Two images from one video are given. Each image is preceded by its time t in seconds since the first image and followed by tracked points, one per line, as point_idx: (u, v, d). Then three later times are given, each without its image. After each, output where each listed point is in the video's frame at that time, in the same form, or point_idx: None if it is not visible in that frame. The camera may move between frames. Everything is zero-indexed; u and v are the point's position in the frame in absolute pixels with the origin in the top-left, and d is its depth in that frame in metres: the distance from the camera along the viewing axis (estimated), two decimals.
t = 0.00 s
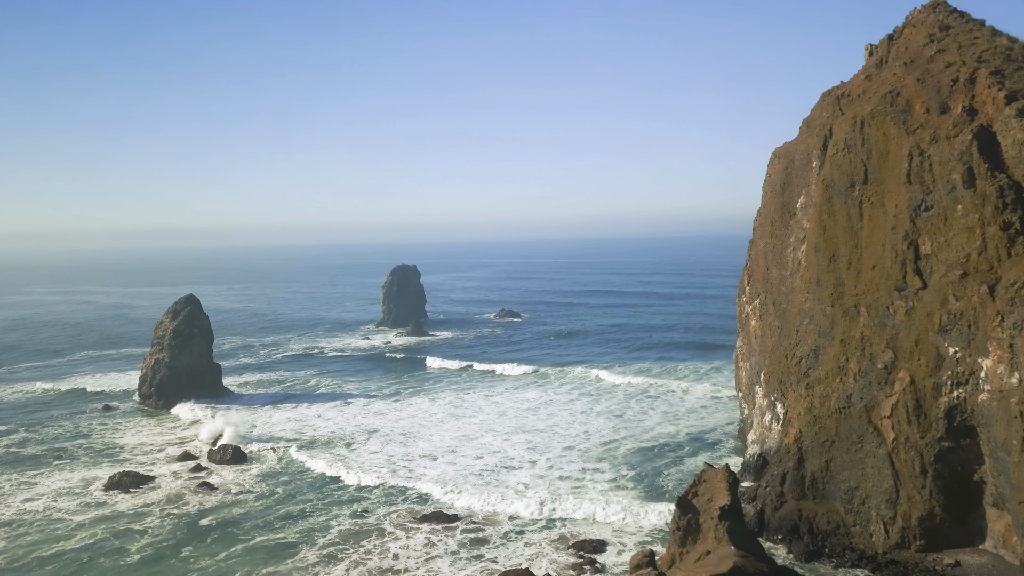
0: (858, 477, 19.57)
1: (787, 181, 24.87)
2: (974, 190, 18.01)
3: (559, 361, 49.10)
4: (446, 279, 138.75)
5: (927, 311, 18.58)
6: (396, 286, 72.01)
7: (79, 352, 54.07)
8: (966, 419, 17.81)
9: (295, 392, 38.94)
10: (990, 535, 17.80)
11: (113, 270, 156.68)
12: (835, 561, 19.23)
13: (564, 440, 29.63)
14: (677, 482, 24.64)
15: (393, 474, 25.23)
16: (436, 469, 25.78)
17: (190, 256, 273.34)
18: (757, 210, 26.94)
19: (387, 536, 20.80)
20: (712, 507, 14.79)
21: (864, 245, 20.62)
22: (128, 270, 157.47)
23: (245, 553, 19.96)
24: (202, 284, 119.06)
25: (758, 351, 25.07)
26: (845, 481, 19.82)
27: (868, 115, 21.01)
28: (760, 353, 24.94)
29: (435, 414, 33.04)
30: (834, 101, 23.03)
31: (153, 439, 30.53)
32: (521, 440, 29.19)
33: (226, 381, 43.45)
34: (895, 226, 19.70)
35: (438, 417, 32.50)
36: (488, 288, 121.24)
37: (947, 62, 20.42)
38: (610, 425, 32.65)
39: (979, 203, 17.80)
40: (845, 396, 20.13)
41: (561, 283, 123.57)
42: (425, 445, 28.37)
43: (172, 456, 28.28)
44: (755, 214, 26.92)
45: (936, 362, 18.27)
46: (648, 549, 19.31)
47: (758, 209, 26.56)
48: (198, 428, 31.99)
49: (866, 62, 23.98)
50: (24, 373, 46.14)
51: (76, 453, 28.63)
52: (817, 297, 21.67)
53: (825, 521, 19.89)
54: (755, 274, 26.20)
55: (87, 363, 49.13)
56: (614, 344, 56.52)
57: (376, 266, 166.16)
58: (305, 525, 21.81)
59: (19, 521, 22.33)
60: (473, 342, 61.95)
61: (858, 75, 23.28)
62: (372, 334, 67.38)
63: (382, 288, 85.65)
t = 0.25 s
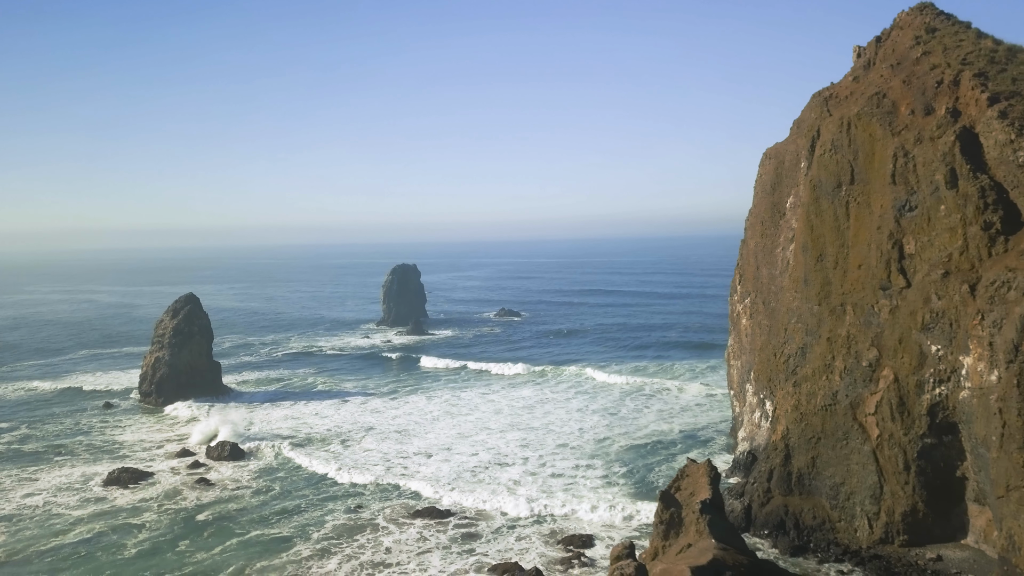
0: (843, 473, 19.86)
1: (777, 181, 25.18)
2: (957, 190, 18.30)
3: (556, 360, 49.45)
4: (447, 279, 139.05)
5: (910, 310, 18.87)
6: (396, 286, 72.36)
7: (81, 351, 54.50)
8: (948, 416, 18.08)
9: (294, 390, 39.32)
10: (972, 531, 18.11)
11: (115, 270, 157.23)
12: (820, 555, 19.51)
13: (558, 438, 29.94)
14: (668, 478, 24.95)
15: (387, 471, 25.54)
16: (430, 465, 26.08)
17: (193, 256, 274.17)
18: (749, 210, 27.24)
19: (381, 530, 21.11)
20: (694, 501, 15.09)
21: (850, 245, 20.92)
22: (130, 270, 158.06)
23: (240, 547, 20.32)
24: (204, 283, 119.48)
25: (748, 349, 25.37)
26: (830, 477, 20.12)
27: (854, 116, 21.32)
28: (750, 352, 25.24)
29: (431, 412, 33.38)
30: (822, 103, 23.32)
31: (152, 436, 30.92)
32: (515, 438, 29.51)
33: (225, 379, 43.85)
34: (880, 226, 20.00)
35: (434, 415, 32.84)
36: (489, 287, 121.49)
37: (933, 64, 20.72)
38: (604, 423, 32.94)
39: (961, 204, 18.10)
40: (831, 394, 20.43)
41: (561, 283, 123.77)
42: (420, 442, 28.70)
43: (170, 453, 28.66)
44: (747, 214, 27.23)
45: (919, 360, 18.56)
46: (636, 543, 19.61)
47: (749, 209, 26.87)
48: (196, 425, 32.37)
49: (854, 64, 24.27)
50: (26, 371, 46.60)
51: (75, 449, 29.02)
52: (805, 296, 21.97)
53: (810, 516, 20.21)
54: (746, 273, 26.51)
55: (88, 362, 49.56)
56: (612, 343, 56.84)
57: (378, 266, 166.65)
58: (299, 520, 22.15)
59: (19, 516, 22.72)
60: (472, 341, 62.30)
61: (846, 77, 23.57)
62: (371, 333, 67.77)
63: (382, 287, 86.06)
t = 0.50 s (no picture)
0: (828, 469, 20.16)
1: (767, 181, 25.48)
2: (939, 190, 18.58)
3: (553, 359, 49.82)
4: (448, 278, 139.85)
5: (894, 308, 19.17)
6: (396, 285, 72.75)
7: (83, 350, 54.96)
8: (930, 413, 18.35)
9: (292, 388, 39.71)
10: (953, 526, 18.23)
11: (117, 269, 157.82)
12: (805, 550, 19.82)
13: (552, 435, 30.27)
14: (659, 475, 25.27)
15: (382, 467, 25.89)
16: (424, 462, 26.43)
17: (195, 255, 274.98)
18: (740, 210, 27.55)
19: (374, 525, 21.45)
20: (676, 495, 15.44)
21: (837, 245, 21.22)
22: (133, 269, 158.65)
23: (236, 541, 20.69)
24: (206, 283, 119.96)
25: (738, 348, 25.68)
26: (816, 473, 20.42)
27: (841, 117, 21.63)
28: (740, 350, 25.54)
29: (427, 410, 33.73)
30: (810, 104, 23.63)
31: (151, 433, 31.32)
32: (510, 435, 29.85)
33: (225, 378, 44.27)
34: (865, 226, 20.30)
35: (430, 413, 33.19)
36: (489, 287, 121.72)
37: (918, 66, 21.01)
38: (598, 421, 33.26)
39: (943, 204, 18.39)
40: (818, 391, 20.74)
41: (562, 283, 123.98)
42: (415, 439, 29.05)
43: (169, 449, 29.04)
44: (738, 214, 27.54)
45: (902, 358, 18.85)
46: (624, 538, 19.93)
47: (740, 209, 27.18)
48: (195, 422, 32.77)
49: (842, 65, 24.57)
50: (28, 369, 47.07)
51: (76, 446, 29.43)
52: (793, 295, 22.28)
53: (797, 511, 20.53)
54: (737, 272, 26.81)
55: (89, 360, 50.02)
56: (610, 342, 57.18)
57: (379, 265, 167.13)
58: (295, 514, 22.51)
59: (19, 510, 23.12)
60: (471, 340, 62.68)
61: (835, 79, 23.87)
62: (371, 332, 68.14)
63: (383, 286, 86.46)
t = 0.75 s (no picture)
0: (814, 465, 20.47)
1: (756, 182, 25.80)
2: (922, 191, 18.90)
3: (550, 358, 50.16)
4: (449, 278, 140.23)
5: (878, 307, 19.50)
6: (396, 284, 73.13)
7: (84, 348, 55.41)
8: (913, 409, 18.67)
9: (291, 386, 40.09)
10: (935, 521, 18.56)
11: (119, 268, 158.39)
12: (791, 545, 20.15)
13: (546, 432, 30.61)
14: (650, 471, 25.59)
15: (376, 464, 26.25)
16: (418, 458, 26.78)
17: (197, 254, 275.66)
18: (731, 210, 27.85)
19: (368, 519, 21.80)
20: (660, 489, 15.77)
21: (824, 244, 21.53)
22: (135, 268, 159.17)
23: (232, 535, 21.05)
24: (208, 282, 120.39)
25: (728, 346, 25.98)
26: (802, 469, 20.74)
27: (828, 119, 21.95)
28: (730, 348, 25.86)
29: (423, 407, 34.10)
30: (798, 105, 23.93)
31: (150, 430, 31.70)
32: (504, 432, 30.20)
33: (225, 376, 44.68)
34: (851, 226, 20.61)
35: (427, 410, 33.56)
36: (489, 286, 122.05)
37: (904, 68, 21.31)
38: (593, 418, 33.61)
39: (926, 204, 18.71)
40: (804, 388, 21.05)
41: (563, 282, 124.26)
42: (410, 436, 29.42)
43: (167, 446, 29.43)
44: (729, 214, 27.84)
45: (886, 355, 19.16)
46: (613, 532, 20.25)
47: (731, 209, 27.49)
48: (194, 419, 33.17)
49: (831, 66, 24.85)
50: (30, 368, 47.52)
51: (76, 442, 29.82)
52: (781, 294, 22.60)
53: (783, 506, 20.85)
54: (728, 271, 27.12)
55: (90, 359, 50.48)
56: (607, 342, 57.53)
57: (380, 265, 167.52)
58: (290, 510, 22.88)
59: (20, 505, 23.53)
60: (469, 339, 63.04)
61: (823, 80, 24.16)
62: (371, 330, 68.52)
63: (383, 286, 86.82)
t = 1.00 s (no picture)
0: (800, 461, 20.80)
1: (746, 182, 26.09)
2: (905, 191, 19.22)
3: (548, 357, 50.55)
4: (449, 277, 140.61)
5: (862, 305, 19.82)
6: (396, 283, 73.50)
7: (86, 347, 55.88)
8: (895, 406, 18.97)
9: (289, 384, 40.49)
10: (918, 516, 18.88)
11: (122, 268, 159.27)
12: (777, 539, 20.46)
13: (540, 430, 30.96)
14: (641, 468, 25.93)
15: (371, 460, 26.61)
16: (413, 455, 27.11)
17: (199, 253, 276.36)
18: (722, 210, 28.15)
19: (362, 514, 22.15)
20: (643, 483, 16.10)
21: (810, 243, 21.84)
22: (138, 267, 159.77)
23: (228, 529, 21.44)
24: (210, 282, 120.87)
25: (719, 344, 26.28)
26: (788, 465, 21.06)
27: (815, 120, 22.26)
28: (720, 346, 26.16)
29: (420, 405, 34.48)
30: (787, 106, 24.22)
31: (150, 426, 32.12)
32: (499, 429, 30.54)
33: (225, 374, 45.11)
34: (836, 225, 20.93)
35: (423, 408, 33.92)
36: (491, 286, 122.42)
37: (890, 70, 21.61)
38: (587, 416, 33.92)
39: (909, 204, 19.03)
40: (790, 385, 21.38)
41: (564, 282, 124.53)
42: (406, 433, 29.77)
43: (166, 442, 29.84)
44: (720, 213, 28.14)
45: (869, 353, 19.48)
46: (602, 527, 20.59)
47: (722, 209, 27.79)
48: (193, 417, 33.58)
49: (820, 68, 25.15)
50: (32, 366, 48.00)
51: (76, 439, 30.25)
52: (768, 293, 22.92)
53: (769, 502, 21.17)
54: (718, 270, 27.42)
55: (92, 357, 50.96)
56: (605, 341, 57.89)
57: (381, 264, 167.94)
58: (286, 504, 23.27)
59: (21, 500, 23.95)
60: (468, 338, 63.44)
61: (811, 82, 24.46)
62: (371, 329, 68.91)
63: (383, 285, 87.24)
